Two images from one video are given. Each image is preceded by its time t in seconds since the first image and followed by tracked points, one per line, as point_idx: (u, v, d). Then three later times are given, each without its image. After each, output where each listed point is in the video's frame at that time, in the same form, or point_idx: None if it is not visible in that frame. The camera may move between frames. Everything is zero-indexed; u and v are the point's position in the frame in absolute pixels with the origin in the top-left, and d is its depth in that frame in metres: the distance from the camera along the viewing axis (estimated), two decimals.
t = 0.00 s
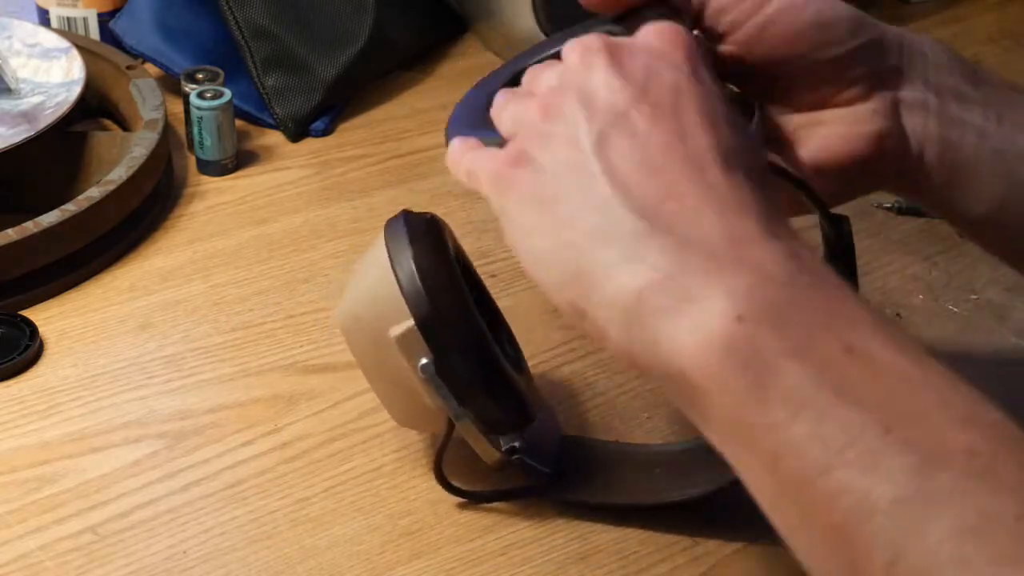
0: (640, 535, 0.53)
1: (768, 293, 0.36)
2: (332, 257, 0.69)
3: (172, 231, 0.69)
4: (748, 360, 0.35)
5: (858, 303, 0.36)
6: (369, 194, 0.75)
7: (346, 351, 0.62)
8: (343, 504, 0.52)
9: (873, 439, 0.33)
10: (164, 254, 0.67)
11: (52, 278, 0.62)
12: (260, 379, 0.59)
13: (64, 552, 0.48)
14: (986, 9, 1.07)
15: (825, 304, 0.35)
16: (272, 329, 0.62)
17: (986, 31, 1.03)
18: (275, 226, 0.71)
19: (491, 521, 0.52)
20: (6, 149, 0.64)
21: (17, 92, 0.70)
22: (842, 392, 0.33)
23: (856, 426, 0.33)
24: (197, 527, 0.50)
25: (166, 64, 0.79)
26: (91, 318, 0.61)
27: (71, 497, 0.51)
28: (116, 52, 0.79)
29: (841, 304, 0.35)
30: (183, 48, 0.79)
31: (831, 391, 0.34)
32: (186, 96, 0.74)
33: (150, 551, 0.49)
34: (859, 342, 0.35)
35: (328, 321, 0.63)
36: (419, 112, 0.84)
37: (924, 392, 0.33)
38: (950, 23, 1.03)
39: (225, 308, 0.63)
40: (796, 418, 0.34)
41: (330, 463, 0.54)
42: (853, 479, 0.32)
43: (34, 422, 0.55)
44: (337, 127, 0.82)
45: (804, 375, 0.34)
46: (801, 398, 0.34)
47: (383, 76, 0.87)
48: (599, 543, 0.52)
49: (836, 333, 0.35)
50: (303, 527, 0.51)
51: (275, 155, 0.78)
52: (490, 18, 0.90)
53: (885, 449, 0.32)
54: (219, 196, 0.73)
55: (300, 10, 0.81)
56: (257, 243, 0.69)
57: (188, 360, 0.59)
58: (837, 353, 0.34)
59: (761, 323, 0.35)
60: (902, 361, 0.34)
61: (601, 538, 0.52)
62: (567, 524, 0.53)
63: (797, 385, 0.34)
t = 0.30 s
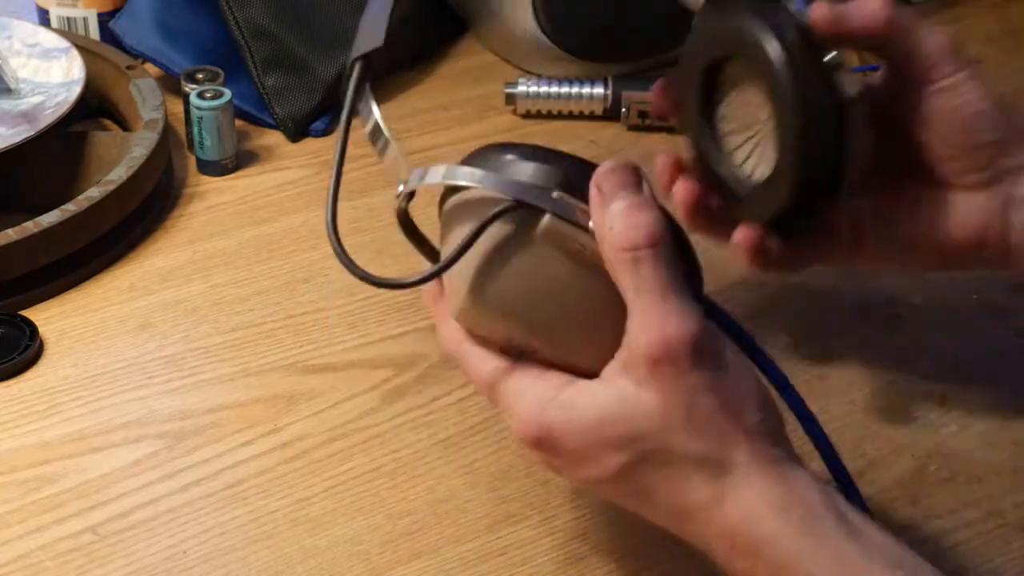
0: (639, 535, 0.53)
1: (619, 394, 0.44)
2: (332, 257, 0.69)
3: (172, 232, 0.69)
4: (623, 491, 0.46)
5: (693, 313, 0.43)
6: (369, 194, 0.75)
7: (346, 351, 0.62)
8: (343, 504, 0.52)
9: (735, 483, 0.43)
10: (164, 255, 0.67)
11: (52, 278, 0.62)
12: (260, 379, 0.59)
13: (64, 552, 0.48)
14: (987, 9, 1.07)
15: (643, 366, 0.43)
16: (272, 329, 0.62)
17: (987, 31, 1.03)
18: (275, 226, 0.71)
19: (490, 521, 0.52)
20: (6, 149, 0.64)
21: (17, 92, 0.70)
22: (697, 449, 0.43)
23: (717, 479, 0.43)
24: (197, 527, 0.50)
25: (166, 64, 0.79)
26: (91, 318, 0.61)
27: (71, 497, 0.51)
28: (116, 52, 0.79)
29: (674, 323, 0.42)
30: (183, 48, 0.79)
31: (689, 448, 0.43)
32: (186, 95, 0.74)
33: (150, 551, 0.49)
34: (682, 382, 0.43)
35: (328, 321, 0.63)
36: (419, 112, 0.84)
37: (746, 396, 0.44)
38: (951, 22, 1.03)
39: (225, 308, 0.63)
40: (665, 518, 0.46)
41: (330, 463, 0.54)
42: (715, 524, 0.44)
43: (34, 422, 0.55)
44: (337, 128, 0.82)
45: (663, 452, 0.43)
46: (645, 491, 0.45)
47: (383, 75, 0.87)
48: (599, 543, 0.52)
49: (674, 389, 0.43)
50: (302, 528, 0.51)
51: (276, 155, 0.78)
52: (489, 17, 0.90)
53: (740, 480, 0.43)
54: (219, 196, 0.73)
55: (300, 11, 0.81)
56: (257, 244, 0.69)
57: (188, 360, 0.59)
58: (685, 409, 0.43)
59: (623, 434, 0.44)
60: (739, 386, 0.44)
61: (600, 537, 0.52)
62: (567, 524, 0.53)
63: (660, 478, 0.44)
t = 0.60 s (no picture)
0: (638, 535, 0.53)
1: (623, 403, 0.44)
2: (332, 257, 0.69)
3: (172, 232, 0.69)
4: (621, 501, 0.46)
5: (699, 322, 0.43)
6: (369, 194, 0.75)
7: (346, 351, 0.62)
8: (343, 504, 0.52)
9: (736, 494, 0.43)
10: (164, 255, 0.67)
11: (52, 278, 0.62)
12: (260, 379, 0.59)
13: (64, 552, 0.48)
14: (987, 9, 1.07)
15: (650, 373, 0.42)
16: (272, 329, 0.62)
17: (987, 31, 1.03)
18: (275, 226, 0.71)
19: (490, 521, 0.52)
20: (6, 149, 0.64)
21: (17, 92, 0.70)
22: (698, 457, 0.43)
23: (716, 490, 0.43)
24: (197, 527, 0.50)
25: (166, 64, 0.79)
26: (91, 318, 0.61)
27: (71, 497, 0.51)
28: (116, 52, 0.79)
29: (681, 330, 0.42)
30: (183, 48, 0.79)
31: (692, 457, 0.43)
32: (186, 95, 0.74)
33: (150, 551, 0.49)
34: (690, 390, 0.42)
35: (328, 321, 0.63)
36: (419, 112, 0.84)
37: (747, 409, 0.44)
38: (950, 22, 1.04)
39: (225, 308, 0.63)
40: (662, 528, 0.45)
41: (330, 463, 0.54)
42: (713, 534, 0.44)
43: (35, 422, 0.55)
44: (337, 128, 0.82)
45: (663, 461, 0.43)
46: (642, 501, 0.45)
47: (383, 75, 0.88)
48: (598, 542, 0.52)
49: (681, 396, 0.42)
50: (302, 528, 0.51)
51: (276, 155, 0.78)
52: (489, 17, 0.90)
53: (739, 491, 0.43)
54: (219, 196, 0.73)
55: (300, 11, 0.81)
56: (257, 244, 0.69)
57: (188, 360, 0.59)
58: (690, 419, 0.42)
59: (626, 441, 0.43)
60: (741, 397, 0.44)
61: (599, 537, 0.52)
62: (566, 523, 0.53)
63: (660, 488, 0.44)
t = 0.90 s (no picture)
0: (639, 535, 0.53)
1: (642, 387, 0.44)
2: (332, 257, 0.69)
3: (172, 232, 0.69)
4: (628, 491, 0.45)
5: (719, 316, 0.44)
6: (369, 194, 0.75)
7: (346, 351, 0.62)
8: (343, 504, 0.52)
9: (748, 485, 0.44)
10: (164, 255, 0.67)
11: (52, 278, 0.62)
12: (261, 379, 0.59)
13: (64, 552, 0.48)
14: (987, 9, 1.07)
15: (673, 359, 0.43)
16: (272, 329, 0.62)
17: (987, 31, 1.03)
18: (275, 226, 0.71)
19: (490, 521, 0.52)
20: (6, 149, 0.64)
21: (17, 92, 0.70)
22: (715, 443, 0.43)
23: (729, 479, 0.44)
24: (197, 527, 0.50)
25: (166, 64, 0.79)
26: (91, 318, 0.61)
27: (71, 497, 0.51)
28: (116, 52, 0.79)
29: (704, 319, 0.43)
30: (183, 48, 0.79)
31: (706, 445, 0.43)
32: (186, 95, 0.74)
33: (150, 551, 0.49)
34: (710, 377, 0.43)
35: (329, 321, 0.63)
36: (419, 112, 0.84)
37: (757, 406, 0.45)
38: (950, 23, 1.04)
39: (225, 308, 0.63)
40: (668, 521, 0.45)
41: (330, 463, 0.54)
42: (722, 526, 0.44)
43: (34, 422, 0.55)
44: (337, 128, 0.82)
45: (679, 448, 0.43)
46: (650, 491, 0.44)
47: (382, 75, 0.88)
48: (598, 542, 0.52)
49: (701, 381, 0.43)
50: (302, 527, 0.51)
51: (275, 155, 0.78)
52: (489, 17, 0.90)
53: (751, 483, 0.44)
54: (219, 196, 0.73)
55: (300, 10, 0.81)
56: (257, 244, 0.69)
57: (188, 360, 0.59)
58: (709, 406, 0.43)
59: (646, 424, 0.43)
60: (753, 392, 0.45)
61: (599, 536, 0.52)
62: (566, 523, 0.53)
63: (673, 476, 0.44)
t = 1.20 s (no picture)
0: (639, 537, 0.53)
1: (651, 426, 0.46)
2: (332, 257, 0.69)
3: (172, 232, 0.69)
4: (643, 527, 0.47)
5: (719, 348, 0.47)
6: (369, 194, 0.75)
7: (346, 351, 0.62)
8: (343, 504, 0.52)
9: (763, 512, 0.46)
10: (164, 255, 0.67)
11: (52, 278, 0.62)
12: (261, 379, 0.59)
13: (64, 552, 0.48)
14: (987, 9, 1.07)
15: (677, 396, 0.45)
16: (272, 329, 0.62)
17: (987, 31, 1.03)
18: (275, 226, 0.71)
19: (490, 521, 0.52)
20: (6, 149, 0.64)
21: (17, 92, 0.70)
22: (728, 471, 0.46)
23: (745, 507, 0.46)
24: (197, 527, 0.50)
25: (166, 64, 0.79)
26: (91, 318, 0.61)
27: (71, 498, 0.51)
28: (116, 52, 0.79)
29: (706, 354, 0.45)
30: (183, 48, 0.79)
31: (717, 475, 0.45)
32: (186, 95, 0.74)
33: (150, 551, 0.49)
34: (718, 410, 0.46)
35: (329, 321, 0.63)
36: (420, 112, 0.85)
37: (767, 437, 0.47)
38: (950, 23, 1.04)
39: (225, 308, 0.63)
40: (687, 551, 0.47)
41: (330, 463, 0.54)
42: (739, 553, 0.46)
43: (34, 422, 0.55)
44: (337, 128, 0.82)
45: (690, 480, 0.46)
46: (666, 524, 0.46)
47: (382, 75, 0.88)
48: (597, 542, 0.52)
49: (706, 415, 0.45)
50: (303, 528, 0.51)
51: (275, 155, 0.78)
52: (488, 17, 0.90)
53: (765, 511, 0.46)
54: (219, 196, 0.73)
55: (299, 10, 0.81)
56: (257, 244, 0.69)
57: (188, 360, 0.59)
58: (716, 437, 0.46)
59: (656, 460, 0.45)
60: (762, 422, 0.47)
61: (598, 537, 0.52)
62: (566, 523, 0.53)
63: (686, 509, 0.46)
